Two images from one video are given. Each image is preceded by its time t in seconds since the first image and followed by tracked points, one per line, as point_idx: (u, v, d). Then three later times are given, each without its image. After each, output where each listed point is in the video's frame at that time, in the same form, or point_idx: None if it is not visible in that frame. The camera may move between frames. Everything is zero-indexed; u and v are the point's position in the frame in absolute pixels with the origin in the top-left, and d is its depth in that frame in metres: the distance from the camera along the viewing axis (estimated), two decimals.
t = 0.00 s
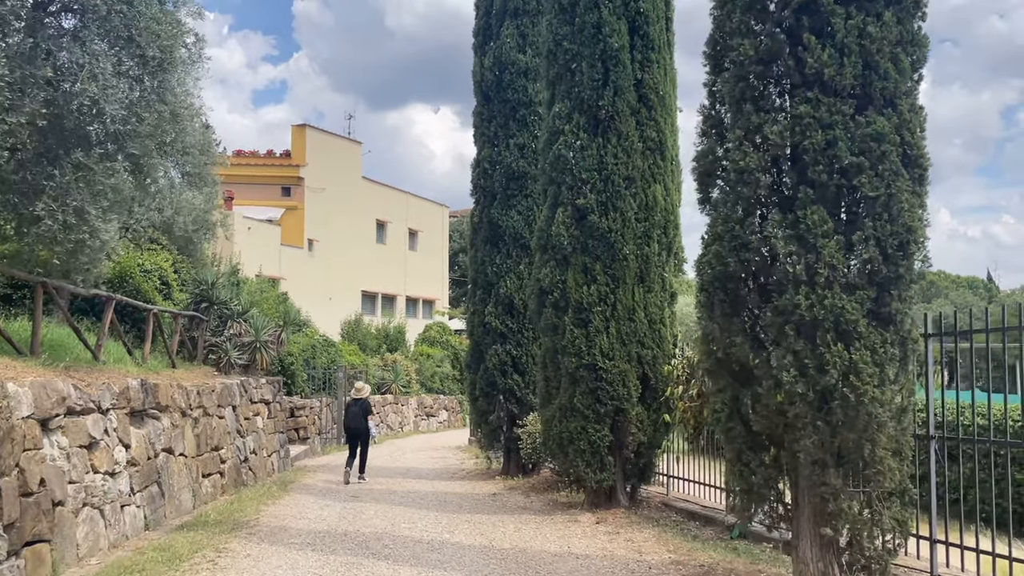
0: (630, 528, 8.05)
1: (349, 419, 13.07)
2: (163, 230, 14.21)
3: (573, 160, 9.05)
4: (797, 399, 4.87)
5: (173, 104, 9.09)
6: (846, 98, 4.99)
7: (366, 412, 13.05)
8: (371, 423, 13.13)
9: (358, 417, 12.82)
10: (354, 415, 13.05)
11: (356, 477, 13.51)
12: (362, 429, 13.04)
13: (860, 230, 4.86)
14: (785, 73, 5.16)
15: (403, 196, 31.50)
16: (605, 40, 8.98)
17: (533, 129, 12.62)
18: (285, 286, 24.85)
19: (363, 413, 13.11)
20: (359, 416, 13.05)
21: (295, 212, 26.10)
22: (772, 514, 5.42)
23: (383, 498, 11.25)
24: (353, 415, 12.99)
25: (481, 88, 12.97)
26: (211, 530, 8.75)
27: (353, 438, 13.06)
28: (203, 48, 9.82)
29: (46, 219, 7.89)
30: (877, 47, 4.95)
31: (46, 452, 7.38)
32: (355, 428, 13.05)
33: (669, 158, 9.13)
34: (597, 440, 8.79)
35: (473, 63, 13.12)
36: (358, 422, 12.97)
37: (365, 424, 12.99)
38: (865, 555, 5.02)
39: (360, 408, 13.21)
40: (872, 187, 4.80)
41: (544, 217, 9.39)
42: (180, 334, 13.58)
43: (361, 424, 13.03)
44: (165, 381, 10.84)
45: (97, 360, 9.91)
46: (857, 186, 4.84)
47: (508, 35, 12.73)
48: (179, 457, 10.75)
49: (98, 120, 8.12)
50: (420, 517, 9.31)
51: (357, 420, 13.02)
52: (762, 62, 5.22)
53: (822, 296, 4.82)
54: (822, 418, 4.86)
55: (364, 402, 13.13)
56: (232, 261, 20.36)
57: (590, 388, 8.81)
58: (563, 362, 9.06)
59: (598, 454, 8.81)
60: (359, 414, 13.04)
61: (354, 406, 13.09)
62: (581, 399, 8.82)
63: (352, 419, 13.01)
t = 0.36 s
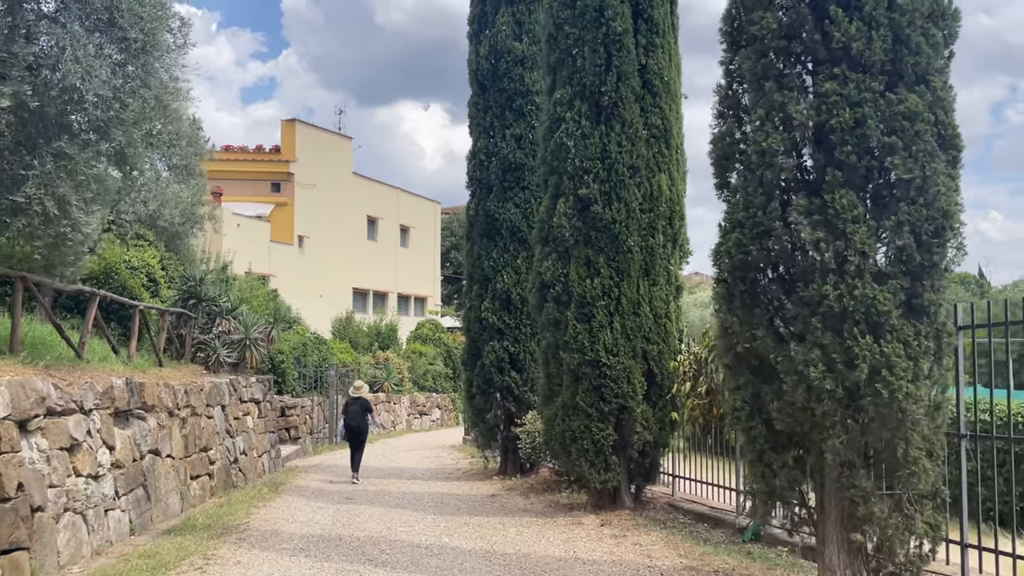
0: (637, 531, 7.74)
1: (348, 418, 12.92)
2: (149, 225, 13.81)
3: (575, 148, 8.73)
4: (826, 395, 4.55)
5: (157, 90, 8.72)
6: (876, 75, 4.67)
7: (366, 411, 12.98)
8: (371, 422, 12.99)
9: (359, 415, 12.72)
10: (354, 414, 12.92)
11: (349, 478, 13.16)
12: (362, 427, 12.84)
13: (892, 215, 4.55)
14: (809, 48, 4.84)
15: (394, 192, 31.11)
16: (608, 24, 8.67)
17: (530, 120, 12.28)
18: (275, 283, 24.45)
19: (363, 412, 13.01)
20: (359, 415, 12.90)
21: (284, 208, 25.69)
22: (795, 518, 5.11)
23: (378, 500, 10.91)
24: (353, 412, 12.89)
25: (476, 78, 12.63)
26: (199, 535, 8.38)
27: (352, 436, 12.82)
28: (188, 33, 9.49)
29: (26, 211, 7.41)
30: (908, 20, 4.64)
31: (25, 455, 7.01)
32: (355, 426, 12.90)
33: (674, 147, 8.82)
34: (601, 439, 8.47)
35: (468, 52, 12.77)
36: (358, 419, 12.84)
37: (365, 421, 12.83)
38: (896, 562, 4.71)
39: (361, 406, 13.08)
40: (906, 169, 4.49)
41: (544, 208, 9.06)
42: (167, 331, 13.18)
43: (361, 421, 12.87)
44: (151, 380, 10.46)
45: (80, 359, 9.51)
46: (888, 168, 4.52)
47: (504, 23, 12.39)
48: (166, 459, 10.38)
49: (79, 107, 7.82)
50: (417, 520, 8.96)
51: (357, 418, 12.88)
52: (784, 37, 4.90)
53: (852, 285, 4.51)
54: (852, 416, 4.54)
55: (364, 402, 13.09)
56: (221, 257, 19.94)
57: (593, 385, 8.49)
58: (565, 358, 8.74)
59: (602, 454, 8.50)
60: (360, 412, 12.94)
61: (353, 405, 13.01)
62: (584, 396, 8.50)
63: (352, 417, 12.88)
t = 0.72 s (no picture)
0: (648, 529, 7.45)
1: (346, 411, 12.61)
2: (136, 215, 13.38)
3: (579, 131, 8.38)
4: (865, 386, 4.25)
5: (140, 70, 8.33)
6: (916, 40, 4.36)
7: (363, 405, 12.67)
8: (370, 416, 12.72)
9: (357, 411, 12.50)
10: (351, 408, 12.60)
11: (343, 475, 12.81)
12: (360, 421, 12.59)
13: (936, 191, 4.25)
14: (844, 13, 4.52)
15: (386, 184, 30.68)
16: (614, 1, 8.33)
17: (529, 106, 11.94)
18: (265, 276, 24.02)
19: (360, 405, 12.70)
20: (356, 408, 12.59)
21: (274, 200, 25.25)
22: (826, 517, 4.80)
23: (374, 497, 10.56)
24: (350, 406, 12.57)
25: (473, 63, 12.26)
26: (189, 535, 8.01)
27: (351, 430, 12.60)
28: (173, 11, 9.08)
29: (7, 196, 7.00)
30: None
31: (4, 452, 6.64)
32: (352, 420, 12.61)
33: (682, 130, 8.49)
34: (608, 433, 8.16)
35: (465, 36, 12.41)
36: (356, 414, 12.55)
37: (363, 416, 12.56)
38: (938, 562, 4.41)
39: (360, 399, 12.74)
40: (950, 141, 4.19)
41: (547, 194, 8.71)
42: (155, 324, 12.78)
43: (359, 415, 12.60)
44: (138, 374, 10.08)
45: (63, 353, 9.11)
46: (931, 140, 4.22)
47: (502, 5, 12.04)
48: (154, 456, 10.01)
49: (60, 88, 7.43)
50: (416, 519, 8.62)
51: (354, 412, 12.58)
52: (817, 2, 4.58)
53: (893, 267, 4.22)
54: (893, 407, 4.24)
55: (361, 394, 12.70)
56: (210, 249, 19.51)
57: (600, 378, 8.17)
58: (569, 350, 8.41)
59: (609, 449, 8.19)
60: (356, 406, 12.61)
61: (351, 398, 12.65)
62: (590, 389, 8.18)
63: (349, 411, 12.57)
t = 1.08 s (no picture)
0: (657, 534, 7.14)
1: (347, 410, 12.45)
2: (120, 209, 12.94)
3: (583, 118, 8.03)
4: (909, 385, 3.91)
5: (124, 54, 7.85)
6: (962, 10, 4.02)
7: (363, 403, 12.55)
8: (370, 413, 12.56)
9: (358, 411, 12.30)
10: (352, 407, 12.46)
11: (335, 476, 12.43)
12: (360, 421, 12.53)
13: (987, 173, 3.92)
14: None
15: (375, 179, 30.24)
16: None
17: (526, 94, 11.57)
18: (253, 272, 23.57)
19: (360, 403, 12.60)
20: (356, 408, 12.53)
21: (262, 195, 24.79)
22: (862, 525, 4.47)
23: (368, 499, 10.20)
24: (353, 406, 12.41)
25: (468, 50, 11.88)
26: (174, 542, 7.63)
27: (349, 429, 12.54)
28: None
29: None
30: None
31: None
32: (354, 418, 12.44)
33: (690, 117, 8.15)
34: (613, 433, 7.82)
35: (460, 23, 12.03)
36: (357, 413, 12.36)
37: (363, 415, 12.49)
38: None
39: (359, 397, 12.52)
40: (1001, 120, 3.86)
41: (548, 184, 8.35)
42: (139, 321, 12.35)
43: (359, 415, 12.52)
44: (120, 372, 9.67)
45: (42, 350, 8.70)
46: (981, 119, 3.89)
47: None
48: (138, 458, 9.60)
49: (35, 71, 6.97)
50: (414, 523, 8.27)
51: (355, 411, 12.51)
52: None
53: (941, 256, 3.88)
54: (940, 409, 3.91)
55: (362, 393, 12.52)
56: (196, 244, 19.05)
57: (605, 375, 7.83)
58: (573, 346, 8.07)
59: (615, 449, 7.85)
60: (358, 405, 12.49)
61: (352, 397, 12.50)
62: (594, 387, 7.84)
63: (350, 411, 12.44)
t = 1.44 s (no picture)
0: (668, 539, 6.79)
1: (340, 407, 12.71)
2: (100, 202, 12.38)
3: (588, 102, 7.64)
4: (966, 382, 3.55)
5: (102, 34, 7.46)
6: None
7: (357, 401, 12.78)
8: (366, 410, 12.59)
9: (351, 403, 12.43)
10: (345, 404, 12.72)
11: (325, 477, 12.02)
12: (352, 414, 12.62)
13: None
14: None
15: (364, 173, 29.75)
16: None
17: (523, 82, 11.17)
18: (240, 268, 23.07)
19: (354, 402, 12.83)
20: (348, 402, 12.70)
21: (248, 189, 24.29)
22: (905, 536, 4.09)
23: (360, 501, 9.79)
24: (344, 401, 12.71)
25: (463, 36, 11.46)
26: (156, 549, 7.20)
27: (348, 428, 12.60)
28: None
29: None
30: None
31: None
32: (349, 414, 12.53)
33: (699, 102, 7.78)
34: (620, 434, 7.45)
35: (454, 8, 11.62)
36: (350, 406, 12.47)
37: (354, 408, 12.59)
38: None
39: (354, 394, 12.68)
40: None
41: (550, 172, 7.97)
42: (121, 317, 11.90)
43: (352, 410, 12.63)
44: (100, 370, 9.22)
45: (19, 346, 8.26)
46: None
47: None
48: (119, 460, 9.16)
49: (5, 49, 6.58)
50: (410, 528, 7.87)
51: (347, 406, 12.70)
52: None
53: (1001, 241, 3.54)
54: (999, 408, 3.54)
55: (355, 394, 12.97)
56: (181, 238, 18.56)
57: (611, 373, 7.46)
58: (577, 343, 7.69)
59: (621, 451, 7.48)
60: (350, 401, 12.76)
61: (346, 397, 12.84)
62: (599, 385, 7.47)
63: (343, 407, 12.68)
